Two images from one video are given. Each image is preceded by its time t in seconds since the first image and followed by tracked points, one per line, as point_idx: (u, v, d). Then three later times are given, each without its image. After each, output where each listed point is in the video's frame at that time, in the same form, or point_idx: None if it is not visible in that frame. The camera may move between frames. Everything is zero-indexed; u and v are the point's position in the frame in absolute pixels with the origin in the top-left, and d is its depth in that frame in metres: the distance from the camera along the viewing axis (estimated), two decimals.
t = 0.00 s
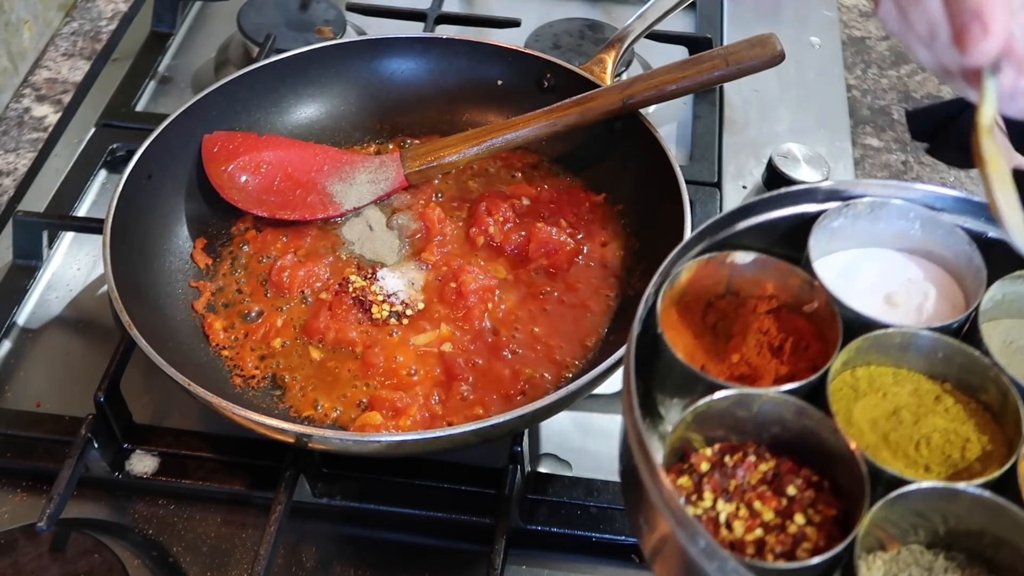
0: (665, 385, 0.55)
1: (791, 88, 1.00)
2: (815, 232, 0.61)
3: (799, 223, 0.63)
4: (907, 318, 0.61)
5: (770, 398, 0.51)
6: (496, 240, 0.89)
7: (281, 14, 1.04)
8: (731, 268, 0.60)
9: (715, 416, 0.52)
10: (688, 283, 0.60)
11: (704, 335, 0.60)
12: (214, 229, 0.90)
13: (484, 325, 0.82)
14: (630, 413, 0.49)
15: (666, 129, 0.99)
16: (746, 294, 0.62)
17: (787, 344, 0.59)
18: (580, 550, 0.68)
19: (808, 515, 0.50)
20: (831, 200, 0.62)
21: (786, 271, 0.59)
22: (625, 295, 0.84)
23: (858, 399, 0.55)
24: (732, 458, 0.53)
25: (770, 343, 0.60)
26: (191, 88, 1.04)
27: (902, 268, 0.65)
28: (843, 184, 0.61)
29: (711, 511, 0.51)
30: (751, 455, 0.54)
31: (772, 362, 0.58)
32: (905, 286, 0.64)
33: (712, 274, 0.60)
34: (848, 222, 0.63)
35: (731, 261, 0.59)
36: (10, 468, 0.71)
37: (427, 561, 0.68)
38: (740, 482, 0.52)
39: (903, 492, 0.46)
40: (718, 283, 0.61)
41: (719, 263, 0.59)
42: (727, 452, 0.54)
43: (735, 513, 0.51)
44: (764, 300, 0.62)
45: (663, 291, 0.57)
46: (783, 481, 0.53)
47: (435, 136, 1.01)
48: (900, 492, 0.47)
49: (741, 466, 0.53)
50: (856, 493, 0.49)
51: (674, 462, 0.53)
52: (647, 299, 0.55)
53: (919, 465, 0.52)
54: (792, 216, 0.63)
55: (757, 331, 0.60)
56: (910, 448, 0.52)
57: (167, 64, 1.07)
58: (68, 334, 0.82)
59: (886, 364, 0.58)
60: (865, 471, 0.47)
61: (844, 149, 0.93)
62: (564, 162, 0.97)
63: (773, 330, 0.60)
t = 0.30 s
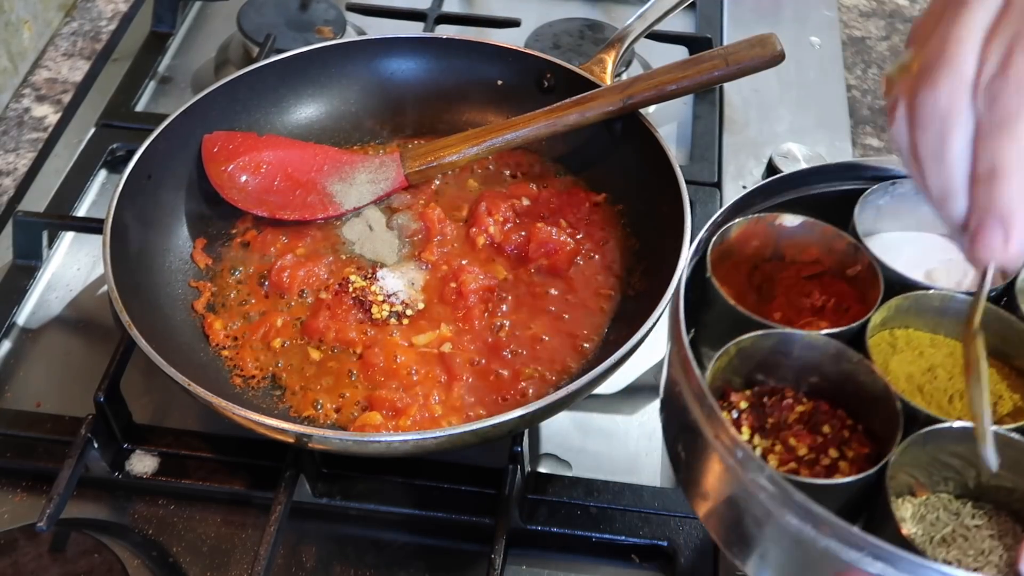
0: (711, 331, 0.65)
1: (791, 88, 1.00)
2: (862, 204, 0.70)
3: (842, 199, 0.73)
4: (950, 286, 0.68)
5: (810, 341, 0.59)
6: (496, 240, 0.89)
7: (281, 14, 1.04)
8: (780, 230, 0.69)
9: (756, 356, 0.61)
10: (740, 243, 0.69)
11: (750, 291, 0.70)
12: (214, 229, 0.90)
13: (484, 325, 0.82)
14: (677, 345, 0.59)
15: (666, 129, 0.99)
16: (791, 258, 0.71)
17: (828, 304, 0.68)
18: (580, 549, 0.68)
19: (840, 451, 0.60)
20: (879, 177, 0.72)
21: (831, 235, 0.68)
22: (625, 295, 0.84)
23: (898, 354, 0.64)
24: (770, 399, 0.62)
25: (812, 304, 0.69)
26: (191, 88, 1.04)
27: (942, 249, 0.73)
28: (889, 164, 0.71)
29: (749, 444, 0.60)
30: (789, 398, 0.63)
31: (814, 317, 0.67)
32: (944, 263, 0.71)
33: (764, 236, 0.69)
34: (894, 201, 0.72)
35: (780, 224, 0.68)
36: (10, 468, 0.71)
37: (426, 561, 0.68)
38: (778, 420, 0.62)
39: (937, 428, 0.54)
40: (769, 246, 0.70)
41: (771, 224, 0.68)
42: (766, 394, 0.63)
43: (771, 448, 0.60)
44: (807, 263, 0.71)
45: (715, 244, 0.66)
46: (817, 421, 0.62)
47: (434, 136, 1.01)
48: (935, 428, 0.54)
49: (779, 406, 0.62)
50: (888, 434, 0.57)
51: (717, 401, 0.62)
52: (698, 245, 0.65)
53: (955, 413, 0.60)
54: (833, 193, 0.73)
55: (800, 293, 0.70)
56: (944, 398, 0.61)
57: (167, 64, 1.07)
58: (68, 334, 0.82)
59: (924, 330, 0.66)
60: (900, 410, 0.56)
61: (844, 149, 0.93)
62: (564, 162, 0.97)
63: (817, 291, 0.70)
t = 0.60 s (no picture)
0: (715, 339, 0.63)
1: (791, 89, 1.00)
2: (873, 207, 0.67)
3: (849, 203, 0.70)
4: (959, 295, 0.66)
5: (820, 349, 0.57)
6: (496, 240, 0.89)
7: (281, 14, 1.04)
8: (789, 234, 0.65)
9: (763, 365, 0.59)
10: (747, 246, 0.66)
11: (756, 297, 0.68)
12: (214, 230, 0.90)
13: (483, 326, 0.82)
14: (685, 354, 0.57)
15: (666, 128, 0.99)
16: (801, 262, 0.68)
17: (838, 313, 0.66)
18: (579, 549, 0.68)
19: (849, 463, 0.57)
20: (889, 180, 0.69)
21: (843, 240, 0.65)
22: (625, 294, 0.84)
23: (907, 363, 0.60)
24: (777, 408, 0.60)
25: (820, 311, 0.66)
26: (191, 88, 1.04)
27: (955, 253, 0.70)
28: (901, 167, 0.68)
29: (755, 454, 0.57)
30: (797, 408, 0.61)
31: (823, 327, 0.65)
32: (957, 269, 0.69)
33: (771, 237, 0.66)
34: (905, 205, 0.69)
35: (790, 227, 0.65)
36: (9, 468, 0.71)
37: (425, 561, 0.68)
38: (784, 431, 0.59)
39: (946, 442, 0.51)
40: (777, 249, 0.67)
41: (778, 228, 0.65)
42: (774, 403, 0.61)
43: (778, 459, 0.57)
44: (818, 268, 0.68)
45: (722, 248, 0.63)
46: (826, 431, 0.59)
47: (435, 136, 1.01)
48: (946, 442, 0.51)
49: (786, 415, 0.60)
50: (897, 446, 0.55)
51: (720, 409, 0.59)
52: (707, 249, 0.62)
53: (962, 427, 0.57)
54: (841, 195, 0.70)
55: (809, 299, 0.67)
56: (953, 411, 0.58)
57: (167, 64, 1.07)
58: (68, 334, 0.82)
59: (933, 335, 0.63)
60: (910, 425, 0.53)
61: (844, 149, 0.93)
62: (564, 162, 0.97)
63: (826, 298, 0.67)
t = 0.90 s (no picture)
0: (693, 372, 0.64)
1: (791, 89, 1.00)
2: (845, 229, 0.69)
3: (825, 224, 0.72)
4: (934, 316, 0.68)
5: (797, 384, 0.58)
6: (496, 240, 0.89)
7: (281, 14, 1.04)
8: (763, 261, 0.68)
9: (742, 400, 0.60)
10: (720, 275, 0.67)
11: (734, 326, 0.68)
12: (214, 230, 0.90)
13: (484, 325, 0.82)
14: (660, 398, 0.56)
15: (666, 128, 0.99)
16: (775, 289, 0.70)
17: (814, 339, 0.67)
18: (580, 549, 0.68)
19: (830, 500, 0.57)
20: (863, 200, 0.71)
21: (816, 266, 0.67)
22: (625, 294, 0.84)
23: (885, 392, 0.62)
24: (756, 444, 0.61)
25: (797, 338, 0.67)
26: (191, 88, 1.04)
27: (932, 272, 0.72)
28: (875, 187, 0.69)
29: (735, 494, 0.58)
30: (776, 443, 0.61)
31: (800, 354, 0.66)
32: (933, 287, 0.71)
33: (744, 266, 0.68)
34: (878, 224, 0.71)
35: (762, 255, 0.67)
36: (10, 468, 0.71)
37: (426, 561, 0.68)
38: (764, 467, 0.60)
39: (926, 480, 0.52)
40: (749, 277, 0.69)
41: (751, 256, 0.67)
42: (752, 439, 0.61)
43: (759, 498, 0.58)
44: (792, 295, 0.70)
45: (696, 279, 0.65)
46: (806, 467, 0.59)
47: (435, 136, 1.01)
48: (926, 478, 0.52)
49: (765, 451, 0.60)
50: (879, 480, 0.55)
51: (699, 447, 0.60)
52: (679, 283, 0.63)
53: (944, 456, 0.58)
54: (819, 216, 0.71)
55: (785, 326, 0.68)
56: (934, 439, 0.59)
57: (166, 64, 1.07)
58: (68, 334, 0.82)
59: (912, 362, 0.65)
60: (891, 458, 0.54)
61: (844, 149, 0.93)
62: (564, 162, 0.97)
63: (801, 324, 0.68)
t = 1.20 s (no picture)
0: (699, 383, 0.64)
1: (791, 89, 1.00)
2: (853, 236, 0.69)
3: (830, 229, 0.72)
4: (943, 325, 0.69)
5: (804, 401, 0.58)
6: (496, 240, 0.89)
7: (281, 14, 1.04)
8: (769, 270, 0.68)
9: (748, 416, 0.60)
10: (726, 284, 0.68)
11: (738, 335, 0.68)
12: (214, 230, 0.90)
13: (483, 325, 0.82)
14: (666, 419, 0.56)
15: (666, 129, 0.99)
16: (781, 297, 0.70)
17: (821, 349, 0.67)
18: (579, 548, 0.68)
19: (838, 519, 0.58)
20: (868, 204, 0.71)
21: (822, 275, 0.68)
22: (625, 294, 0.84)
23: (894, 404, 0.63)
24: (763, 460, 0.61)
25: (803, 347, 0.68)
26: (191, 88, 1.04)
27: (940, 278, 0.73)
28: (881, 192, 0.70)
29: (742, 512, 0.59)
30: (783, 459, 0.62)
31: (806, 365, 0.66)
32: (941, 295, 0.71)
33: (749, 275, 0.68)
34: (886, 229, 0.71)
35: (768, 264, 0.68)
36: (10, 468, 0.71)
37: (426, 561, 0.68)
38: (773, 485, 0.60)
39: (939, 500, 0.53)
40: (754, 285, 0.70)
41: (756, 265, 0.68)
42: (759, 455, 0.62)
43: (766, 516, 0.59)
44: (798, 304, 0.70)
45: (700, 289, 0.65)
46: (814, 485, 0.60)
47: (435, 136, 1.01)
48: (938, 499, 0.53)
49: (772, 468, 0.61)
50: (887, 499, 0.56)
51: (707, 463, 0.61)
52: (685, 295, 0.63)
53: (953, 472, 0.59)
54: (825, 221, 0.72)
55: (791, 335, 0.69)
56: (944, 455, 0.60)
57: (167, 64, 1.07)
58: (68, 334, 0.82)
59: (921, 372, 0.65)
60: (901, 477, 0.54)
61: (844, 149, 0.93)
62: (564, 162, 0.97)
63: (807, 333, 0.69)
